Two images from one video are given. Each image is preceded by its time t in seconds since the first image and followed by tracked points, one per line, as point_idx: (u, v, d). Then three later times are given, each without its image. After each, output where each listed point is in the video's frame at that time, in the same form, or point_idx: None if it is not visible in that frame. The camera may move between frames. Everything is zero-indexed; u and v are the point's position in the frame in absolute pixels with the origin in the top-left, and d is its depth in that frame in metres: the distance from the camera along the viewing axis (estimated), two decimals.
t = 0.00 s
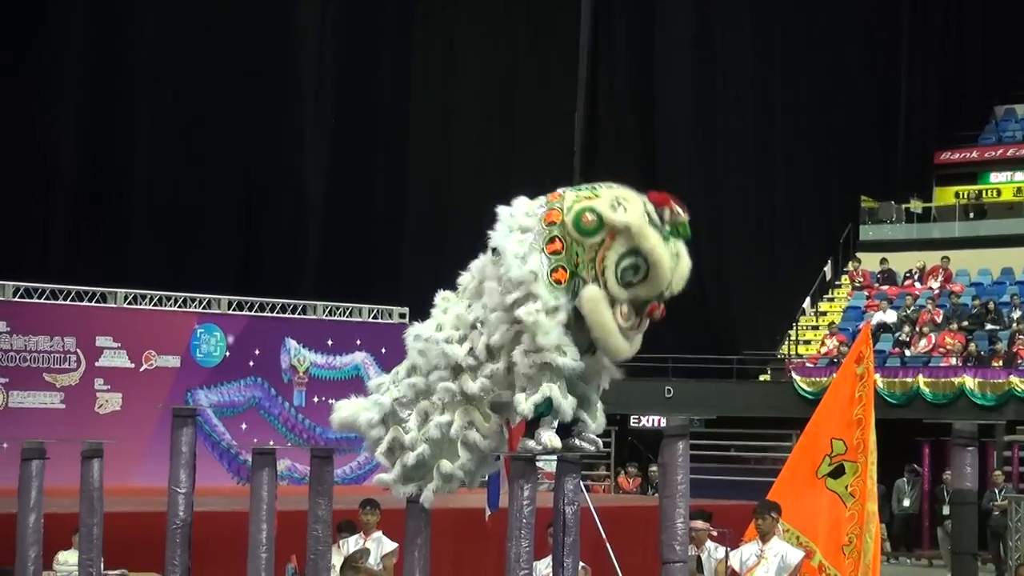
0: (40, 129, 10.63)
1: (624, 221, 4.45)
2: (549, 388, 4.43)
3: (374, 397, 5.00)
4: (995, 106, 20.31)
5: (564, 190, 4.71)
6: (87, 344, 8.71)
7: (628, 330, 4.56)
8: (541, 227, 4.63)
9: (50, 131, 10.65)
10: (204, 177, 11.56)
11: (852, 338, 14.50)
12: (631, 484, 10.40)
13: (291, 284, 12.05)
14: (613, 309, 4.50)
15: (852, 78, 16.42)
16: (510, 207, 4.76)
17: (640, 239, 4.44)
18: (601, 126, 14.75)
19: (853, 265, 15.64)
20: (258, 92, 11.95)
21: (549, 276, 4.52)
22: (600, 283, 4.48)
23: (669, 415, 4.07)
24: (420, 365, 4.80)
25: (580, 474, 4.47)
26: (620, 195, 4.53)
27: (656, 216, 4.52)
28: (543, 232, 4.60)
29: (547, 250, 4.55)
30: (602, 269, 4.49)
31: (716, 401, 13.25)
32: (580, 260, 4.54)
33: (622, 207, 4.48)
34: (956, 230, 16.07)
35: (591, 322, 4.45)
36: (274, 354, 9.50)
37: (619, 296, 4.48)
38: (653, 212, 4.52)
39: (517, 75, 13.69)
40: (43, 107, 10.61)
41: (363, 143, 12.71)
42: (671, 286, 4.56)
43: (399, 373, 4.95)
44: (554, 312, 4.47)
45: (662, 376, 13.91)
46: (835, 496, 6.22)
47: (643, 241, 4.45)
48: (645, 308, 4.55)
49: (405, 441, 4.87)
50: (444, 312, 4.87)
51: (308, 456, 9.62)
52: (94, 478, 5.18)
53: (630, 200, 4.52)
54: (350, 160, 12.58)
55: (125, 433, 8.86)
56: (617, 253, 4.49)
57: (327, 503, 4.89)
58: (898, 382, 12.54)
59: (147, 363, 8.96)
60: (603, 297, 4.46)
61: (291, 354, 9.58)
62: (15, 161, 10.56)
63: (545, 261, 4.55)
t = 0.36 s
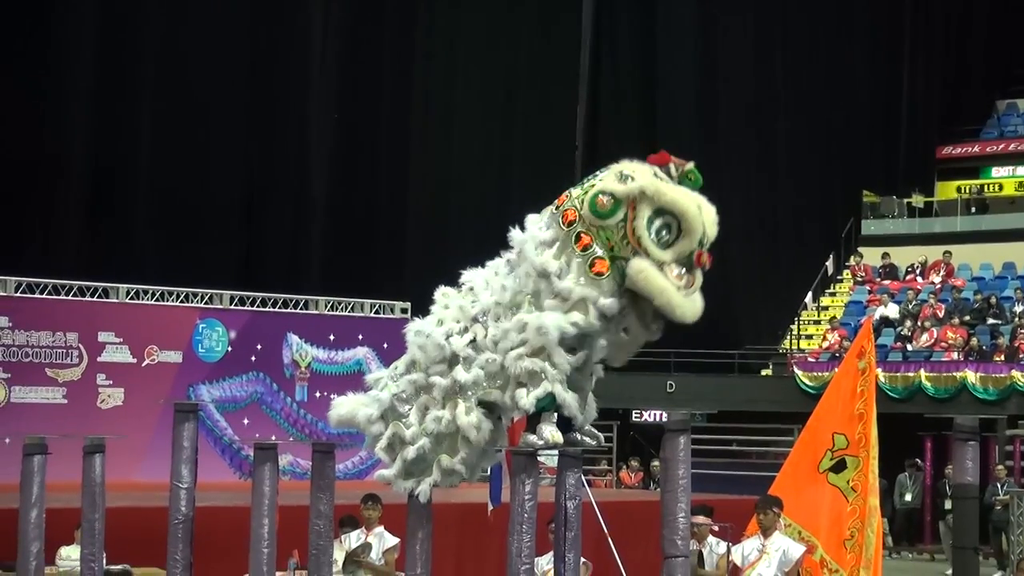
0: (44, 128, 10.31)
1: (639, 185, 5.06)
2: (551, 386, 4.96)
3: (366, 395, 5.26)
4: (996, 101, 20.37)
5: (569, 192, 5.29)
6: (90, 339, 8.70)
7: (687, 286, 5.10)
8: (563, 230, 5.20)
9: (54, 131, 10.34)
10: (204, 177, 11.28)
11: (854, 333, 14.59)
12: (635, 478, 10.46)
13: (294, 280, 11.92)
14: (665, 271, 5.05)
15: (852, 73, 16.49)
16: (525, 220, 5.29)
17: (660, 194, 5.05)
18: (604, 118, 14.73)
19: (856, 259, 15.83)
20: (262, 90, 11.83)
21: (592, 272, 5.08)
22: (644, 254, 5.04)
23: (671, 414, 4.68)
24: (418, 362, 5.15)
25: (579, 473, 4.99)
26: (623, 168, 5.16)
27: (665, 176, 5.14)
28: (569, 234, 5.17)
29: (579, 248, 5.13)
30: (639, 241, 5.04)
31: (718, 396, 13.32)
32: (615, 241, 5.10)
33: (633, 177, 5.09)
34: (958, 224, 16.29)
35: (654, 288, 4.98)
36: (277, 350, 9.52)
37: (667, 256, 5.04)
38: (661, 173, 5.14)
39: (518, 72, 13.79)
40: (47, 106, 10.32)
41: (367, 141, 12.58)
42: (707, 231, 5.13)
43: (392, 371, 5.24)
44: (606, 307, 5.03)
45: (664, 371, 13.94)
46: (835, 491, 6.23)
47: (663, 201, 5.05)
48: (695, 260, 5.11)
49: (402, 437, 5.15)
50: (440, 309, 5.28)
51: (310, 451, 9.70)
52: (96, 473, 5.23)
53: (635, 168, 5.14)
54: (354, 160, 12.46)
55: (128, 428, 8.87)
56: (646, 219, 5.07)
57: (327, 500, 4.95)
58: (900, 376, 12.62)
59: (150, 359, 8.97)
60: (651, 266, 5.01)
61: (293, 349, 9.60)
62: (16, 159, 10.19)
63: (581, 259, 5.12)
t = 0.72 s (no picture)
0: (47, 127, 10.28)
1: (638, 177, 5.11)
2: (550, 380, 4.92)
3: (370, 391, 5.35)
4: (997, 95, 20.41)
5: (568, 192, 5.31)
6: (90, 335, 8.70)
7: (699, 273, 5.10)
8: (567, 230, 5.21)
9: (58, 130, 10.32)
10: (204, 174, 11.22)
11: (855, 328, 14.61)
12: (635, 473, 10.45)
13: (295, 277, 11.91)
14: (674, 259, 5.06)
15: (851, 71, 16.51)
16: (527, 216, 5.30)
17: (660, 182, 5.09)
18: (606, 115, 14.74)
19: (857, 254, 15.90)
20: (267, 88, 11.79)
21: (602, 267, 5.10)
22: (653, 245, 5.06)
23: (670, 409, 4.63)
24: (417, 359, 5.20)
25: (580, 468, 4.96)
26: (620, 161, 5.20)
27: (663, 166, 5.19)
28: (573, 234, 5.18)
29: (586, 246, 5.14)
30: (645, 232, 5.07)
31: (719, 392, 13.38)
32: (620, 235, 5.13)
33: (632, 169, 5.14)
34: (959, 219, 16.40)
35: (663, 276, 4.99)
36: (277, 345, 9.51)
37: (674, 244, 5.07)
38: (658, 163, 5.19)
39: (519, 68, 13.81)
40: (50, 103, 10.28)
41: (368, 139, 12.56)
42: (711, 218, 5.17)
43: (394, 366, 5.30)
44: (613, 300, 5.04)
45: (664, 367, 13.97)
46: (836, 486, 6.23)
47: (666, 190, 5.09)
48: (704, 247, 5.12)
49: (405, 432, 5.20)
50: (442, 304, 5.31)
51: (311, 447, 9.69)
52: (96, 468, 5.22)
53: (633, 160, 5.18)
54: (355, 158, 12.44)
55: (129, 424, 8.87)
56: (650, 209, 5.10)
57: (327, 495, 4.97)
58: (901, 371, 12.62)
59: (151, 355, 8.97)
60: (660, 255, 5.03)
61: (294, 344, 9.59)
62: (20, 158, 10.19)
63: (590, 256, 5.13)
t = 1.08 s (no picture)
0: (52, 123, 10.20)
1: (642, 175, 6.46)
2: (550, 378, 6.39)
3: (366, 299, 7.41)
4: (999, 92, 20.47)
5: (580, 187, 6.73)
6: (91, 329, 8.71)
7: (698, 269, 6.47)
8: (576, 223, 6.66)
9: (72, 121, 10.19)
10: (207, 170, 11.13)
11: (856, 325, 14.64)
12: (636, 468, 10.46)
13: (301, 271, 11.76)
14: (675, 255, 6.44)
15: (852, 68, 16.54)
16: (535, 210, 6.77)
17: (660, 183, 6.44)
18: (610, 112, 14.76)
19: (857, 250, 16.61)
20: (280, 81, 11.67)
21: (603, 262, 6.54)
22: (655, 241, 6.45)
23: (672, 405, 4.75)
24: (421, 304, 7.04)
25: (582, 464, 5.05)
26: (627, 160, 6.56)
27: (665, 164, 6.54)
28: (578, 227, 6.63)
29: (589, 240, 6.59)
30: (647, 230, 6.47)
31: (719, 387, 13.53)
32: (624, 229, 6.56)
33: (637, 168, 6.50)
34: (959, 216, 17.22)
35: (666, 273, 6.38)
36: (279, 339, 9.50)
37: (676, 242, 6.44)
38: (661, 163, 6.53)
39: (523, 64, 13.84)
40: (62, 94, 10.16)
41: (378, 132, 12.41)
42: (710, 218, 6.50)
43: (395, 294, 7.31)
44: (612, 295, 6.47)
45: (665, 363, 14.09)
46: (838, 483, 6.35)
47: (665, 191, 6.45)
48: (704, 245, 6.49)
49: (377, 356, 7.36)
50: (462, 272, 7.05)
51: (312, 442, 9.66)
52: (98, 462, 5.25)
53: (638, 161, 6.53)
54: (364, 152, 12.31)
55: (130, 419, 8.88)
56: (652, 208, 6.47)
57: (329, 488, 4.99)
58: (903, 367, 12.65)
59: (152, 349, 8.97)
60: (659, 252, 6.42)
61: (296, 339, 9.59)
62: (35, 150, 10.04)
63: (593, 249, 6.58)
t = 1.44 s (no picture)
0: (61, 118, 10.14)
1: (647, 172, 6.38)
2: (555, 375, 6.35)
3: (366, 283, 7.22)
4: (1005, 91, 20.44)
5: (585, 184, 6.68)
6: (98, 326, 8.71)
7: (705, 269, 6.35)
8: (580, 221, 6.61)
9: (81, 119, 10.18)
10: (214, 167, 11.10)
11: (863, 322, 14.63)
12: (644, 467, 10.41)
13: (309, 268, 11.77)
14: (680, 254, 6.33)
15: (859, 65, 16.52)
16: (542, 207, 6.73)
17: (665, 180, 6.33)
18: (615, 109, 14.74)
19: (865, 250, 15.92)
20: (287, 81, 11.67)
21: (608, 260, 6.48)
22: (660, 239, 6.35)
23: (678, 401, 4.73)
24: (421, 295, 6.93)
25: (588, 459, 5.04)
26: (632, 156, 6.47)
27: (671, 161, 6.43)
28: (584, 225, 6.58)
29: (594, 238, 6.54)
30: (651, 228, 6.37)
31: (723, 385, 13.53)
32: (628, 227, 6.48)
33: (642, 165, 6.41)
34: (968, 213, 16.48)
35: (671, 271, 6.26)
36: (285, 337, 9.53)
37: (682, 240, 6.34)
38: (666, 159, 6.42)
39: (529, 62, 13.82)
40: (69, 90, 10.11)
41: (384, 132, 12.45)
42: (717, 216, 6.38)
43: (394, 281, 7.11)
44: (616, 292, 6.41)
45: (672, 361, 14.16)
46: (844, 480, 6.37)
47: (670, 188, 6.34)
48: (710, 243, 6.36)
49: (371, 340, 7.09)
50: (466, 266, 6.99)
51: (319, 439, 9.71)
52: (105, 460, 5.26)
53: (643, 157, 6.43)
54: (369, 151, 12.32)
55: (138, 416, 8.88)
56: (657, 206, 6.38)
57: (337, 486, 4.98)
58: (909, 365, 12.61)
59: (159, 346, 8.97)
60: (665, 250, 6.31)
61: (302, 336, 9.62)
62: (43, 148, 10.02)
63: (598, 247, 6.52)
